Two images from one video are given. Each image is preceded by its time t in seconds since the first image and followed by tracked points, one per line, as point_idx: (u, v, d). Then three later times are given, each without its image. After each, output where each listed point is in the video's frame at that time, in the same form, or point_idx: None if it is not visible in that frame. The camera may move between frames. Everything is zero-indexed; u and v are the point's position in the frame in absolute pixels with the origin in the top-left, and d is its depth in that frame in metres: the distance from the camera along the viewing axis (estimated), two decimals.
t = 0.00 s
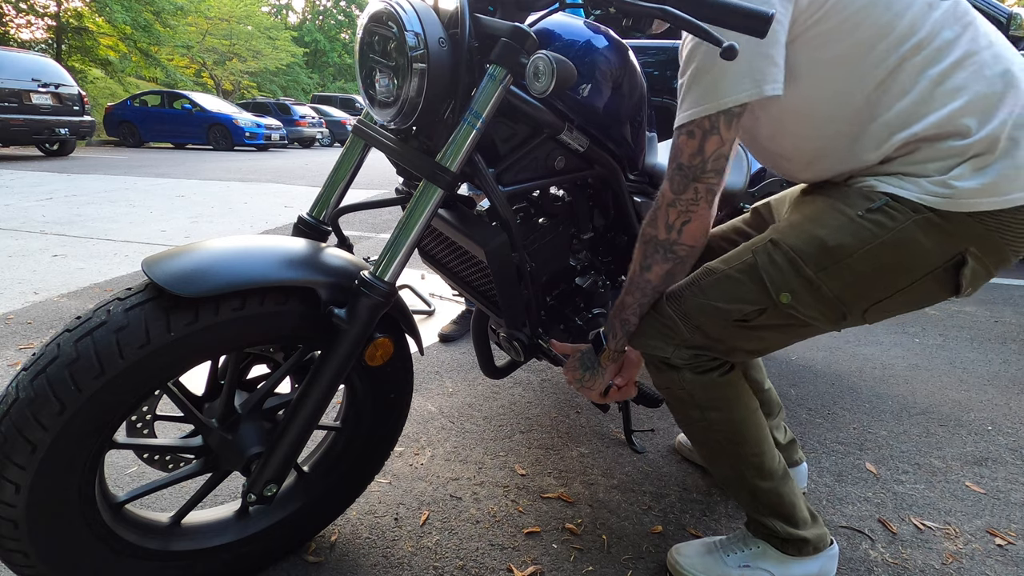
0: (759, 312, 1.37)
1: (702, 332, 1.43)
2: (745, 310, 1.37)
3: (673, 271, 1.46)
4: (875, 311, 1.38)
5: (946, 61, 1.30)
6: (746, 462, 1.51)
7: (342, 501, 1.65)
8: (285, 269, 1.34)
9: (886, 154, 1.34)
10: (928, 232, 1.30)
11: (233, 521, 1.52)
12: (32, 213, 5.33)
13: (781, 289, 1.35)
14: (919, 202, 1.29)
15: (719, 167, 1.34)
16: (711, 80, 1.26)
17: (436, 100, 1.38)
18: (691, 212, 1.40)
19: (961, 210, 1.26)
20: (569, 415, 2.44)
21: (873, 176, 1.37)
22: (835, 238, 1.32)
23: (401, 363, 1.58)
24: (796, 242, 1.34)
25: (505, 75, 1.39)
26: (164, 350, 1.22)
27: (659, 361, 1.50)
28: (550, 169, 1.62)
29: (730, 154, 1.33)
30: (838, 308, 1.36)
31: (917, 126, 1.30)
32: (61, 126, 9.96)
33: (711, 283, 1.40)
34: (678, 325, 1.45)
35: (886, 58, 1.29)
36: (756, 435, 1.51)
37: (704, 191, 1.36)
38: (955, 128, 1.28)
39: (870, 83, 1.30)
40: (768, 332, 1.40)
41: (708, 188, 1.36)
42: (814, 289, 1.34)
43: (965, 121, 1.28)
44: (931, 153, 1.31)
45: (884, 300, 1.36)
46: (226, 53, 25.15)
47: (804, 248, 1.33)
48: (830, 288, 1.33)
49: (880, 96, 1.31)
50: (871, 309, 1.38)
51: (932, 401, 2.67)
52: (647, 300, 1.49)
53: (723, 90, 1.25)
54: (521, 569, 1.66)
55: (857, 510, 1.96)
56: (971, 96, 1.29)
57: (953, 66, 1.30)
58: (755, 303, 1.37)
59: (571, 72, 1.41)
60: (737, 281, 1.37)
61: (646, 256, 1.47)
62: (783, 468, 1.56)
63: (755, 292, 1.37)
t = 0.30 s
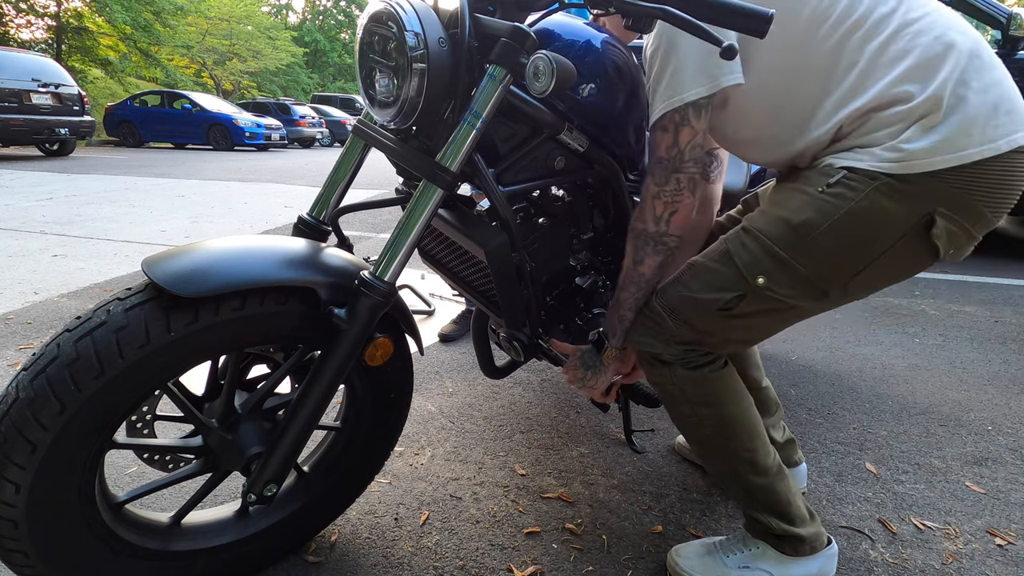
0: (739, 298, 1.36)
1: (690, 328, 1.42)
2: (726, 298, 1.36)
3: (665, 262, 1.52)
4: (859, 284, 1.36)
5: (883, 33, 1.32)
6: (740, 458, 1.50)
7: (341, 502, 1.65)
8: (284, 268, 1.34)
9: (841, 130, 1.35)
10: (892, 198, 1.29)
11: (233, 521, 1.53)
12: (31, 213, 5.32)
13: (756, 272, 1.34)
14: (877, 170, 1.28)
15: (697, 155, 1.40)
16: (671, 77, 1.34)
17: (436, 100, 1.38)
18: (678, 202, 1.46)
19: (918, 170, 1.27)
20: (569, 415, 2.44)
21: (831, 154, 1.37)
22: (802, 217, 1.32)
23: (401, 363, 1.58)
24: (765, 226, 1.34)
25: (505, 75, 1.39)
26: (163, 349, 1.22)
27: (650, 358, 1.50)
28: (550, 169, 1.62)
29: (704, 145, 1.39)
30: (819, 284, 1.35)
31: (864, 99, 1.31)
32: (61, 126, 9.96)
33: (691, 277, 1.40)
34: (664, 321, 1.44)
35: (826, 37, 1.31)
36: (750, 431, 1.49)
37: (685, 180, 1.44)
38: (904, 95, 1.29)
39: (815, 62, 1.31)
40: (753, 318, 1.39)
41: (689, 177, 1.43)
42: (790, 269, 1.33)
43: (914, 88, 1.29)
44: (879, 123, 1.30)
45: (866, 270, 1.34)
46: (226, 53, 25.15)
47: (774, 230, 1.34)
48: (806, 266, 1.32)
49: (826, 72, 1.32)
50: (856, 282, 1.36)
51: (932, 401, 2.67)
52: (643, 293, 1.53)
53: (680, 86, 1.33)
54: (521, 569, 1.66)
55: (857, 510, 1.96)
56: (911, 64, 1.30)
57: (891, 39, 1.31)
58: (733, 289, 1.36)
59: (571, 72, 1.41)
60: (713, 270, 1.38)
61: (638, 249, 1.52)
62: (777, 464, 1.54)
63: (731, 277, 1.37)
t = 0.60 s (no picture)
0: (738, 288, 1.37)
1: (693, 322, 1.43)
2: (726, 288, 1.37)
3: (668, 259, 1.52)
4: (858, 266, 1.36)
5: (861, 22, 1.33)
6: (742, 453, 1.50)
7: (341, 502, 1.65)
8: (284, 268, 1.34)
9: (829, 117, 1.37)
10: (882, 178, 1.29)
11: (233, 521, 1.53)
12: (31, 213, 5.32)
13: (755, 261, 1.35)
14: (863, 151, 1.30)
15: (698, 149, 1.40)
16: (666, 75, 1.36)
17: (436, 100, 1.38)
18: (678, 198, 1.47)
19: (903, 149, 1.27)
20: (569, 415, 2.44)
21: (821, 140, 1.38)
22: (795, 203, 1.33)
23: (401, 363, 1.58)
24: (760, 215, 1.36)
25: (505, 76, 1.39)
26: (163, 349, 1.22)
27: (655, 352, 1.50)
28: (550, 169, 1.62)
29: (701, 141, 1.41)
30: (818, 269, 1.35)
31: (846, 86, 1.33)
32: (61, 126, 9.96)
33: (690, 270, 1.41)
34: (667, 315, 1.45)
35: (803, 32, 1.34)
36: (752, 425, 1.50)
37: (685, 176, 1.44)
38: (884, 79, 1.30)
39: (795, 56, 1.34)
40: (754, 306, 1.39)
41: (688, 173, 1.43)
42: (787, 255, 1.34)
43: (893, 75, 1.30)
44: (864, 109, 1.32)
45: (864, 252, 1.35)
46: (226, 54, 25.15)
47: (768, 218, 1.35)
48: (804, 251, 1.33)
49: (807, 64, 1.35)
50: (856, 265, 1.36)
51: (932, 401, 2.68)
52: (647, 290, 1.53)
53: (673, 84, 1.34)
54: (521, 569, 1.66)
55: (857, 510, 1.96)
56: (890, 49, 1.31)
57: (868, 26, 1.33)
58: (732, 279, 1.37)
59: (571, 72, 1.41)
60: (711, 261, 1.39)
61: (641, 245, 1.52)
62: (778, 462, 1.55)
63: (729, 267, 1.38)
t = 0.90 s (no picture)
0: (900, 262, 1.27)
1: (845, 307, 1.34)
2: (885, 265, 1.27)
3: (734, 218, 1.42)
4: None
5: None
6: (900, 459, 1.43)
7: (341, 502, 1.65)
8: (285, 268, 1.34)
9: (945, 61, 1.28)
10: None
11: (233, 521, 1.53)
12: (31, 213, 5.32)
13: (911, 231, 1.25)
14: None
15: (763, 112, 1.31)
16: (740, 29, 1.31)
17: (436, 100, 1.38)
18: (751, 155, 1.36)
19: None
20: (569, 415, 2.44)
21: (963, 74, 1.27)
22: (957, 160, 1.21)
23: (401, 363, 1.58)
24: (909, 179, 1.25)
25: (506, 76, 1.39)
26: (163, 349, 1.22)
27: (800, 344, 1.42)
28: (550, 169, 1.62)
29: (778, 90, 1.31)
30: (992, 226, 1.24)
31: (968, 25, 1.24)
32: (61, 126, 9.96)
33: (836, 249, 1.32)
34: (817, 305, 1.35)
35: None
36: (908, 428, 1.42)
37: (760, 130, 1.33)
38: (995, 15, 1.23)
39: None
40: (919, 276, 1.29)
41: (762, 127, 1.33)
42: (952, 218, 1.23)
43: None
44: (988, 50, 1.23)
45: None
46: (226, 54, 25.15)
47: (919, 177, 1.24)
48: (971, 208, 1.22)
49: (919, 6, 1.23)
50: None
51: (932, 401, 2.68)
52: (710, 252, 1.44)
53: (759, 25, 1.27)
54: (521, 569, 1.66)
55: (857, 511, 1.97)
56: None
57: None
58: (893, 254, 1.27)
59: (572, 73, 1.41)
60: (864, 239, 1.29)
61: (706, 205, 1.41)
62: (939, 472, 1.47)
63: (883, 242, 1.27)
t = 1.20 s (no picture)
0: (1013, 265, 1.20)
1: (956, 313, 1.26)
2: (995, 269, 1.20)
3: (754, 244, 1.37)
4: None
5: None
6: (968, 482, 1.37)
7: (341, 502, 1.65)
8: (286, 268, 1.34)
9: None
10: None
11: (233, 521, 1.53)
12: (31, 213, 5.33)
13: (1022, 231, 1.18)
14: None
15: (802, 125, 1.26)
16: (786, 32, 1.21)
17: (436, 100, 1.38)
18: (776, 180, 1.31)
19: None
20: (568, 415, 2.44)
21: None
22: None
23: (401, 363, 1.58)
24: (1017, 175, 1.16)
25: (506, 76, 1.39)
26: (164, 349, 1.22)
27: (906, 354, 1.34)
28: (550, 169, 1.62)
29: (812, 112, 1.25)
30: None
31: None
32: (61, 126, 9.96)
33: (940, 251, 1.26)
34: (924, 314, 1.29)
35: None
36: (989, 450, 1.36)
37: (790, 154, 1.28)
38: None
39: None
40: None
41: (792, 151, 1.28)
42: None
43: None
44: None
45: None
46: (226, 54, 25.15)
47: None
48: None
49: None
50: None
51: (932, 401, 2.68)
52: (725, 276, 1.42)
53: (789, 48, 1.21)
54: (521, 569, 1.66)
55: (857, 510, 1.97)
56: None
57: None
58: (1004, 256, 1.20)
59: (572, 73, 1.41)
60: (972, 241, 1.22)
61: (724, 229, 1.37)
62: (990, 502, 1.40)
63: (994, 243, 1.20)
